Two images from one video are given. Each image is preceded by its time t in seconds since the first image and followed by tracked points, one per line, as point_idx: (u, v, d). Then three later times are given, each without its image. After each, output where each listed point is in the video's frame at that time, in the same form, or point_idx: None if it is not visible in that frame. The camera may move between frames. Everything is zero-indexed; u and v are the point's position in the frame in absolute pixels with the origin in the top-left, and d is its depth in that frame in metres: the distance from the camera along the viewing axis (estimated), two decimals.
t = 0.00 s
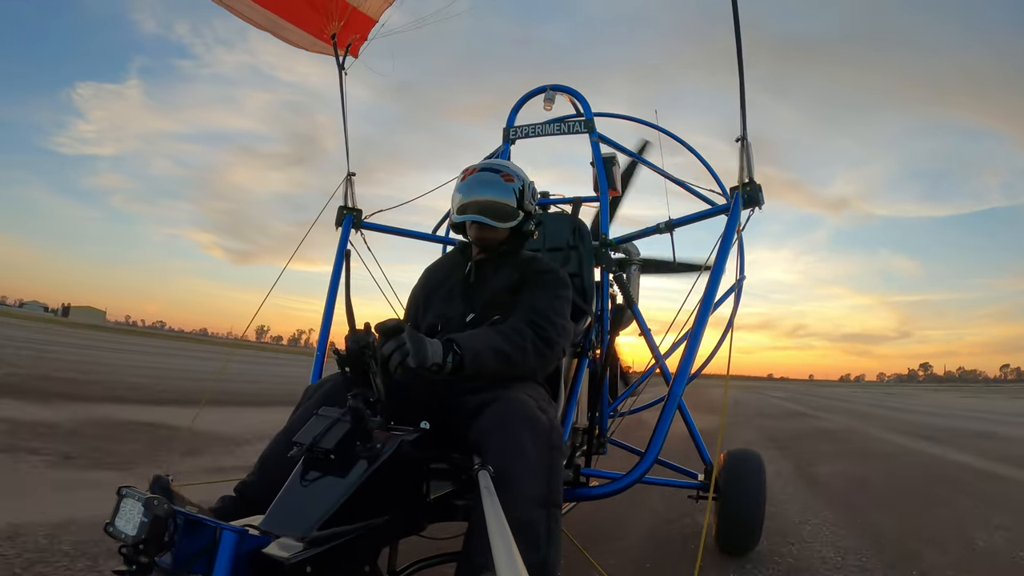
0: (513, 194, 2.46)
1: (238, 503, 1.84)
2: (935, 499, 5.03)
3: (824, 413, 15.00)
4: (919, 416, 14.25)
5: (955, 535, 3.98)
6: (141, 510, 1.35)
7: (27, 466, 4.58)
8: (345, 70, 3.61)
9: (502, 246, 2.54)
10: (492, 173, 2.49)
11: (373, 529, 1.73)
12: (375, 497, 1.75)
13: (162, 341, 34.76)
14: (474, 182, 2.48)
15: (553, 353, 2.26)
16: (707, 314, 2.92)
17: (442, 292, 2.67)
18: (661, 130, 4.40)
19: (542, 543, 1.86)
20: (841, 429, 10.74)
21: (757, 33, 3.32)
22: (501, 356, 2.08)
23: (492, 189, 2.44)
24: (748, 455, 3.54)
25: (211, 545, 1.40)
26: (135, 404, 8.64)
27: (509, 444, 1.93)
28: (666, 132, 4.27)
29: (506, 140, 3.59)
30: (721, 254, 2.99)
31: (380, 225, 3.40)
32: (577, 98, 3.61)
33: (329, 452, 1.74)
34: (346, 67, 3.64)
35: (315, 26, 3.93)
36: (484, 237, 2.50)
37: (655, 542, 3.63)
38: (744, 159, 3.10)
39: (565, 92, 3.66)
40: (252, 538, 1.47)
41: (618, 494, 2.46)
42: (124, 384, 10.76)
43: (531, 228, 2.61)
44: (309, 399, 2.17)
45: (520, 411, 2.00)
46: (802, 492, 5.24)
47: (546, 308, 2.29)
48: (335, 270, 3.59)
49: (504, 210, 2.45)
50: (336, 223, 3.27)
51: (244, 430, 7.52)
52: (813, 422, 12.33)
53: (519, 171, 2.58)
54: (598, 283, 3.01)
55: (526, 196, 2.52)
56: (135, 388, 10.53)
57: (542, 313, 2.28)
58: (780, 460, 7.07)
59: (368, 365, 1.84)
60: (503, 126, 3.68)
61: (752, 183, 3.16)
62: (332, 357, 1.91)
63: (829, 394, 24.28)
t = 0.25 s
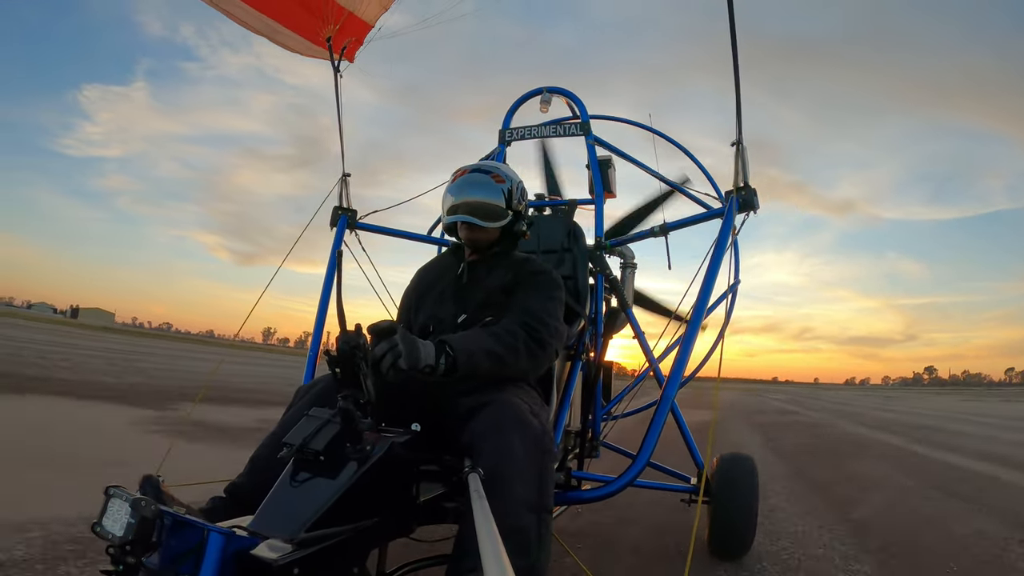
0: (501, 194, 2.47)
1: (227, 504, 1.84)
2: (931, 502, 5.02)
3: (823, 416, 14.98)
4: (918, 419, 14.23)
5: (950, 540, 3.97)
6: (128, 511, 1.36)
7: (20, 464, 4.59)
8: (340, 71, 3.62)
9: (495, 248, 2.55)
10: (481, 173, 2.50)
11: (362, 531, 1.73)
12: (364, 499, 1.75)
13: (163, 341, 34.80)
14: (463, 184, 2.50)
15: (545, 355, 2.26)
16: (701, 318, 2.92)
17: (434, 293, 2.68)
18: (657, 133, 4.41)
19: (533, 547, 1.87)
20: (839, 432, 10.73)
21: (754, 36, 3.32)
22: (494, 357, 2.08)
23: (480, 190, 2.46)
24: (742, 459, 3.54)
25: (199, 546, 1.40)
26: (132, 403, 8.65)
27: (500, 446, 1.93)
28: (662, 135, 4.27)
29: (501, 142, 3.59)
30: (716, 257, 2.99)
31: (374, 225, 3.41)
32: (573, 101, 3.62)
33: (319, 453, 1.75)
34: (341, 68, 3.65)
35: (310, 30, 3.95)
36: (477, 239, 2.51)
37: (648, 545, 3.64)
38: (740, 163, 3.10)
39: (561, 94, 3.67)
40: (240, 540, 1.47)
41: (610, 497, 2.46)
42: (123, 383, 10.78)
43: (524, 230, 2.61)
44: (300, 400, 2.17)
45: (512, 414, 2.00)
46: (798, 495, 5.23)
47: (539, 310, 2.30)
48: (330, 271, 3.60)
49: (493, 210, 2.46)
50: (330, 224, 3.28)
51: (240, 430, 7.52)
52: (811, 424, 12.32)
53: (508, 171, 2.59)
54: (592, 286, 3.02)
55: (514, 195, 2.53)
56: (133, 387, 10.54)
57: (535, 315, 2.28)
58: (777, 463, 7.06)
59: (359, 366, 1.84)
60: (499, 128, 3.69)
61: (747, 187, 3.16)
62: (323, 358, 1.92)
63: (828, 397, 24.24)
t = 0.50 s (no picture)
0: (496, 196, 2.48)
1: (218, 506, 1.85)
2: (924, 505, 5.03)
3: (819, 416, 15.00)
4: (915, 420, 14.24)
5: (942, 543, 3.98)
6: (117, 513, 1.37)
7: (12, 464, 4.58)
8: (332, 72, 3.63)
9: (488, 249, 2.56)
10: (476, 175, 2.51)
11: (353, 533, 1.74)
12: (355, 501, 1.76)
13: (162, 341, 34.79)
14: (459, 185, 2.50)
15: (537, 357, 2.27)
16: (693, 320, 2.93)
17: (427, 294, 2.68)
18: (651, 135, 4.41)
19: (524, 549, 1.87)
20: (835, 433, 10.74)
21: (746, 40, 3.32)
22: (485, 358, 2.09)
23: (474, 192, 2.47)
24: (735, 462, 3.56)
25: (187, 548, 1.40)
26: (127, 402, 8.64)
27: (491, 449, 1.94)
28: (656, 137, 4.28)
29: (494, 143, 3.60)
30: (708, 260, 3.00)
31: (367, 227, 3.42)
32: (566, 102, 3.63)
33: (309, 455, 1.76)
34: (333, 69, 3.66)
35: (301, 31, 3.97)
36: (469, 240, 2.52)
37: (640, 547, 3.65)
38: (732, 166, 3.11)
39: (555, 96, 3.68)
40: (230, 542, 1.48)
41: (602, 499, 2.47)
42: (119, 383, 10.77)
43: (517, 231, 2.62)
44: (292, 402, 2.18)
45: (503, 416, 2.01)
46: (792, 497, 5.24)
47: (531, 311, 2.30)
48: (323, 272, 3.60)
49: (488, 212, 2.47)
50: (322, 225, 3.29)
51: (235, 430, 7.52)
52: (808, 425, 12.32)
53: (504, 173, 2.60)
54: (585, 288, 3.03)
55: (510, 197, 2.54)
56: (128, 386, 10.53)
57: (527, 317, 2.29)
58: (773, 465, 7.07)
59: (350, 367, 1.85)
60: (492, 129, 3.70)
61: (740, 189, 3.17)
62: (314, 359, 1.92)
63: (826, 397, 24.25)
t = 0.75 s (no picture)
0: (491, 195, 2.50)
1: (212, 502, 1.86)
2: (918, 506, 5.04)
3: (816, 417, 15.01)
4: (911, 421, 14.25)
5: (934, 544, 3.99)
6: (112, 507, 1.38)
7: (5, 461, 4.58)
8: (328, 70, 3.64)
9: (482, 248, 2.57)
10: (473, 174, 2.53)
11: (347, 529, 1.75)
12: (348, 497, 1.77)
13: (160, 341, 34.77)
14: (456, 182, 2.52)
15: (530, 355, 2.28)
16: (686, 319, 2.94)
17: (421, 292, 2.70)
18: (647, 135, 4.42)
19: (517, 546, 1.88)
20: (831, 433, 10.76)
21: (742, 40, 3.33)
22: (478, 356, 2.10)
23: (469, 191, 2.49)
24: (729, 460, 3.56)
25: (181, 543, 1.41)
26: (123, 400, 8.63)
27: (485, 446, 1.95)
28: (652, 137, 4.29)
29: (490, 142, 3.62)
30: (702, 259, 3.01)
31: (362, 225, 3.43)
32: (562, 102, 3.64)
33: (303, 451, 1.77)
34: (329, 67, 3.67)
35: (297, 28, 4.00)
36: (464, 238, 2.53)
37: (633, 545, 3.67)
38: (727, 166, 3.12)
39: (551, 95, 3.69)
40: (224, 537, 1.49)
41: (595, 497, 2.48)
42: (115, 381, 10.76)
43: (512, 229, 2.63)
44: (285, 399, 2.19)
45: (496, 413, 2.03)
46: (786, 497, 5.25)
47: (524, 309, 2.32)
48: (317, 269, 3.61)
49: (483, 210, 2.48)
50: (318, 222, 3.30)
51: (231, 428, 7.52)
52: (805, 425, 12.32)
53: (502, 173, 2.62)
54: (579, 287, 3.04)
55: (505, 197, 2.55)
56: (124, 384, 10.52)
57: (520, 315, 2.30)
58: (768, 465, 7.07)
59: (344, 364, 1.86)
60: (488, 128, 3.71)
61: (734, 189, 3.18)
62: (309, 356, 1.93)
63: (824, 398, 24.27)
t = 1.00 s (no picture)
0: (486, 191, 2.49)
1: (209, 500, 1.86)
2: (916, 506, 5.04)
3: (815, 417, 15.01)
4: (909, 422, 14.25)
5: (931, 545, 4.00)
6: (108, 504, 1.38)
7: None
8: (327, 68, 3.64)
9: (479, 247, 2.58)
10: (467, 171, 2.53)
11: (345, 527, 1.75)
12: (346, 495, 1.78)
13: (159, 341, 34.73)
14: (452, 180, 2.51)
15: (527, 353, 2.29)
16: (684, 319, 2.95)
17: (420, 291, 2.70)
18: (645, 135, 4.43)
19: (515, 545, 1.88)
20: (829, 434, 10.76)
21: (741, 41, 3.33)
22: (475, 354, 2.11)
23: (464, 187, 2.49)
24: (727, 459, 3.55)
25: (179, 541, 1.42)
26: (119, 398, 8.62)
27: (482, 444, 1.95)
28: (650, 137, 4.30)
29: (488, 141, 3.62)
30: (700, 259, 3.01)
31: (360, 223, 3.44)
32: (560, 101, 3.64)
33: (301, 450, 1.77)
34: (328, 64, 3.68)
35: (296, 24, 4.02)
36: (461, 236, 2.54)
37: (629, 545, 3.68)
38: (725, 166, 3.13)
39: (549, 95, 3.69)
40: (221, 535, 1.49)
41: (593, 496, 2.48)
42: (112, 379, 10.75)
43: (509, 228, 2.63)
44: (283, 397, 2.19)
45: (493, 411, 2.03)
46: (784, 498, 5.25)
47: (521, 307, 2.32)
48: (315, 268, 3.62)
49: (477, 207, 2.48)
50: (316, 221, 3.30)
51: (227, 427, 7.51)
52: (803, 426, 12.32)
53: (497, 170, 2.62)
54: (577, 286, 3.04)
55: (500, 193, 2.55)
56: (121, 383, 10.51)
57: (517, 313, 2.31)
58: (766, 465, 7.07)
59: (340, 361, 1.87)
60: (486, 128, 3.71)
61: (732, 189, 3.19)
62: (306, 354, 1.94)
63: (823, 398, 24.27)
